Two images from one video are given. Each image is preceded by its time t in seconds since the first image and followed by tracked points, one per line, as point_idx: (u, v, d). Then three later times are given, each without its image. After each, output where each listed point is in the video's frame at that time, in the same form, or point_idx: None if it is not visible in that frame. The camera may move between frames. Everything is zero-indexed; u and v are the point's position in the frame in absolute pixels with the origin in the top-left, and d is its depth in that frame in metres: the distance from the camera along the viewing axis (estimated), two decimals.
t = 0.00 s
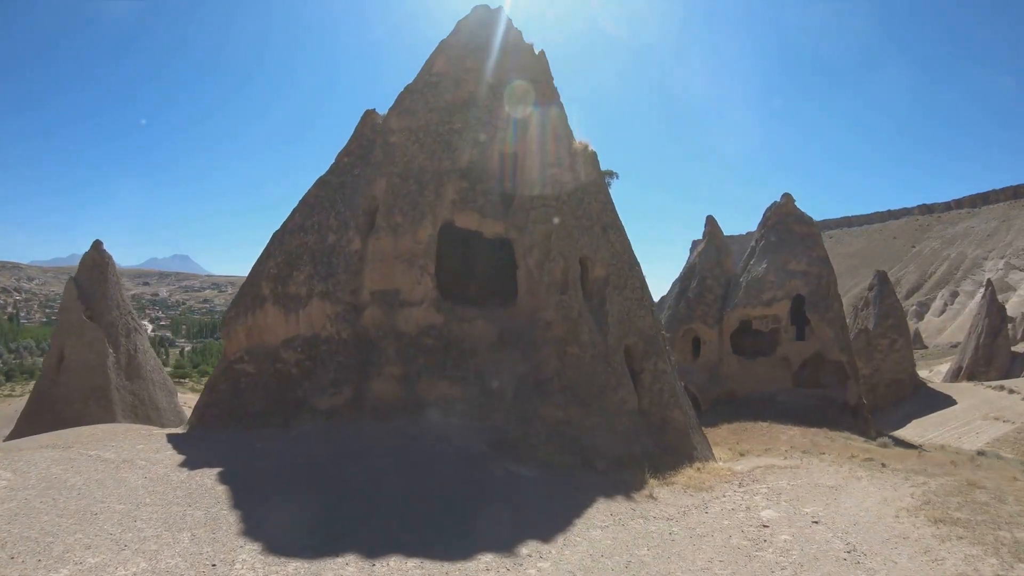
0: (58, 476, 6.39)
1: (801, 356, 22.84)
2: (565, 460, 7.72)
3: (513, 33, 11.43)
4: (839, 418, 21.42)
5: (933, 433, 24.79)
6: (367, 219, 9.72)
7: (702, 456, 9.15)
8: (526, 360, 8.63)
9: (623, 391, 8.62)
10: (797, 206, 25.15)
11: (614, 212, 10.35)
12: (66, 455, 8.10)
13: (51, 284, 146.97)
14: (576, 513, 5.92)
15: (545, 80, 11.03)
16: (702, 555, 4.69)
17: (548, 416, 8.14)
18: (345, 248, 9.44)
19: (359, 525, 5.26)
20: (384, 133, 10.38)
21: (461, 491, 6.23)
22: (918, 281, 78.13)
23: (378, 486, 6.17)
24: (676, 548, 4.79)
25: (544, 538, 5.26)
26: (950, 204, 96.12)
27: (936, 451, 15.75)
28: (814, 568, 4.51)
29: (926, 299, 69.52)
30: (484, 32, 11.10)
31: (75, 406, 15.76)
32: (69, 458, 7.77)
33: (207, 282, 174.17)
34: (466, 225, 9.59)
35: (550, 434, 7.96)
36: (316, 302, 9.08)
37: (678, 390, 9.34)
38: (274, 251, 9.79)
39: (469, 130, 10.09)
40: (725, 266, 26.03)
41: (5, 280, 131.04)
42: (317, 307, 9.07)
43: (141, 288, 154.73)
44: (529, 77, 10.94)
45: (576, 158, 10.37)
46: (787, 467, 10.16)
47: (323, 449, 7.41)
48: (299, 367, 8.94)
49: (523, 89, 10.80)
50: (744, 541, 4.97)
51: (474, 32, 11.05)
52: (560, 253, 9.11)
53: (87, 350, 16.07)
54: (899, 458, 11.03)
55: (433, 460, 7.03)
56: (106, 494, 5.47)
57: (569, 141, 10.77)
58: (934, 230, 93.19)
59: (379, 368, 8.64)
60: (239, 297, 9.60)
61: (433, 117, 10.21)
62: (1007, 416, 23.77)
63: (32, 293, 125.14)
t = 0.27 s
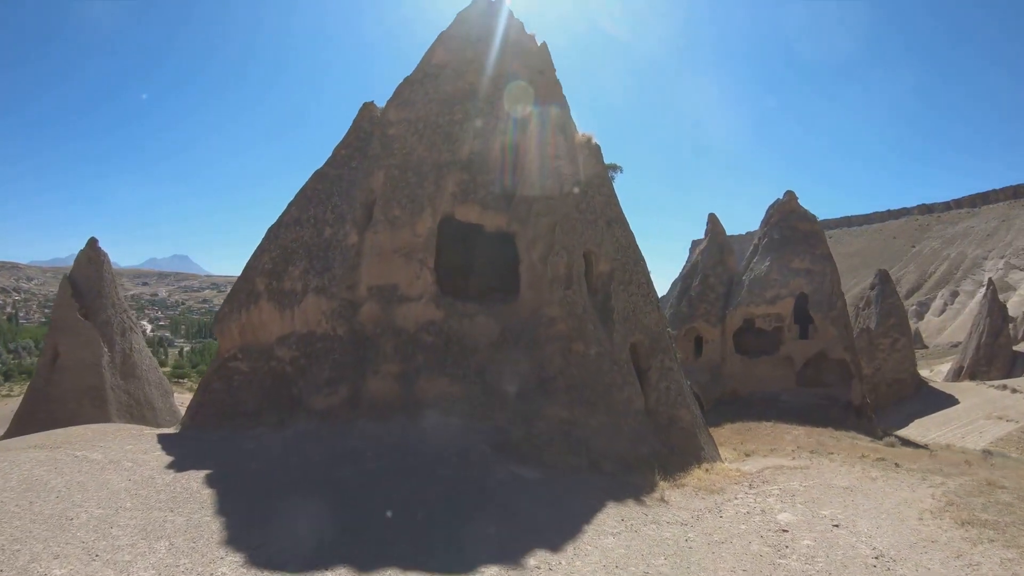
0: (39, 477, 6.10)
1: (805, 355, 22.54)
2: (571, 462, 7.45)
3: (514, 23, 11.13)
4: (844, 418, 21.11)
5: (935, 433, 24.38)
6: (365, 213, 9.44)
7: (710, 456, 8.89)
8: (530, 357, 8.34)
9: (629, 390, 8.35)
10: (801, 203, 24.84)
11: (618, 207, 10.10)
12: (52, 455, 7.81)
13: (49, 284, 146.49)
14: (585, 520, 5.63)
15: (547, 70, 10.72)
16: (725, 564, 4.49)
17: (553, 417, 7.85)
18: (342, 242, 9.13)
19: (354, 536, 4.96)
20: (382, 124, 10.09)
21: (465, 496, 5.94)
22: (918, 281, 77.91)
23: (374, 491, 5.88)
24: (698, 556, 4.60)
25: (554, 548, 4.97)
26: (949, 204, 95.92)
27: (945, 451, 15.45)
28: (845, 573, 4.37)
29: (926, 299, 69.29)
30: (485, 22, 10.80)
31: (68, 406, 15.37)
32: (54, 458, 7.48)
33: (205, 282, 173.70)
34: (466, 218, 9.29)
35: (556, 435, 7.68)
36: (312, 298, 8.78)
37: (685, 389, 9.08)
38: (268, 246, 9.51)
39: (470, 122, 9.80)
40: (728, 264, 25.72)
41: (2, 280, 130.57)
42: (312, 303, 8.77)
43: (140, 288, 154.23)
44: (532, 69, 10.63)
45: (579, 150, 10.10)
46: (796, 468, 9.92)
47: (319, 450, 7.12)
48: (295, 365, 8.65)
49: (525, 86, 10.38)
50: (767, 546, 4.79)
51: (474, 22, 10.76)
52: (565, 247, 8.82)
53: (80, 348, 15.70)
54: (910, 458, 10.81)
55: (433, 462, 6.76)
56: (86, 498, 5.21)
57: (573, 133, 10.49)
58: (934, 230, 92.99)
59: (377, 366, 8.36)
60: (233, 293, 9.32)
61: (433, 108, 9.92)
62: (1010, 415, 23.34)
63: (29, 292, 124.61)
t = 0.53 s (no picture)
0: (22, 480, 5.86)
1: (809, 354, 22.27)
2: (578, 464, 7.19)
3: (516, 13, 10.85)
4: (848, 417, 20.83)
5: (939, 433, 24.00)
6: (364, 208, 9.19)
7: (718, 457, 8.64)
8: (533, 355, 8.06)
9: (636, 390, 8.09)
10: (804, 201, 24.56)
11: (623, 201, 9.86)
12: (38, 457, 7.55)
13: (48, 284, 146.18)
14: (594, 526, 5.36)
15: (549, 61, 10.46)
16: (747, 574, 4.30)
17: (558, 417, 7.58)
18: (339, 236, 8.86)
19: (347, 548, 4.68)
20: (381, 117, 9.83)
21: (467, 501, 5.67)
22: (918, 280, 77.64)
23: (371, 497, 5.61)
24: (718, 566, 4.41)
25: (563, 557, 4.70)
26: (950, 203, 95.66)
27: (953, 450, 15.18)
28: None
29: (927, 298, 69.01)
30: (486, 12, 10.53)
31: (63, 406, 15.07)
32: (40, 461, 7.22)
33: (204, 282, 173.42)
34: (467, 211, 9.02)
35: (561, 437, 7.42)
36: (307, 294, 8.51)
37: (692, 388, 8.83)
38: (264, 242, 9.25)
39: (471, 113, 9.54)
40: (731, 263, 25.44)
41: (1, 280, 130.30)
42: (308, 299, 8.50)
43: (140, 288, 153.89)
44: (534, 60, 10.35)
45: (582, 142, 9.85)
46: (807, 469, 9.67)
47: (315, 452, 6.86)
48: (290, 364, 8.39)
49: (530, 82, 10.03)
50: (790, 554, 4.60)
51: (475, 12, 10.49)
52: (570, 242, 8.57)
53: (76, 348, 15.41)
54: (922, 458, 10.58)
55: (433, 465, 6.50)
56: (67, 504, 4.99)
57: (577, 125, 10.23)
58: (935, 229, 92.73)
59: (376, 365, 8.09)
60: (227, 290, 9.06)
61: (434, 100, 9.65)
62: (1015, 415, 22.91)
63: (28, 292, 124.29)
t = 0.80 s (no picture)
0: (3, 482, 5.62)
1: (813, 353, 22.01)
2: (584, 466, 6.95)
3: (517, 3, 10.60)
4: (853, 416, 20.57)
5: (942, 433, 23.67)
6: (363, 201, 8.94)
7: (727, 458, 8.40)
8: (537, 354, 7.82)
9: (643, 389, 7.85)
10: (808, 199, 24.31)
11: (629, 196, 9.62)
12: (25, 457, 7.29)
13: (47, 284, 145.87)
14: (604, 535, 5.12)
15: (552, 52, 10.21)
16: None
17: (564, 418, 7.34)
18: (337, 231, 8.61)
19: (341, 564, 4.42)
20: (380, 109, 9.57)
21: (471, 508, 5.43)
22: (919, 280, 77.37)
23: (370, 502, 5.37)
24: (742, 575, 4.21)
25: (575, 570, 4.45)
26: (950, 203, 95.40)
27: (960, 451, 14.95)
28: None
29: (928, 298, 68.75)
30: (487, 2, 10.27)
31: (59, 405, 14.78)
32: (26, 461, 6.96)
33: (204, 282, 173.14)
34: (469, 205, 8.77)
35: (567, 438, 7.18)
36: (305, 290, 8.27)
37: (699, 386, 8.59)
38: (260, 237, 9.00)
39: (473, 105, 9.29)
40: (734, 261, 25.17)
41: None
42: (305, 295, 8.25)
43: (139, 288, 153.69)
44: (537, 51, 10.11)
45: (586, 134, 9.61)
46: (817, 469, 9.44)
47: (311, 453, 6.61)
48: (286, 362, 8.13)
49: (534, 75, 9.81)
50: (815, 561, 4.40)
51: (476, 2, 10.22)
52: (574, 237, 8.34)
53: (72, 346, 15.13)
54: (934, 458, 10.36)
55: (434, 467, 6.26)
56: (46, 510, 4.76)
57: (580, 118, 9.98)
58: (935, 229, 92.47)
59: (375, 363, 7.85)
60: (223, 286, 8.82)
61: (434, 91, 9.39)
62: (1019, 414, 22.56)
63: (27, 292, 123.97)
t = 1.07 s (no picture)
0: None
1: (818, 352, 21.73)
2: (591, 468, 6.67)
3: None
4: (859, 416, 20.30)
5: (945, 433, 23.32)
6: (360, 194, 8.65)
7: (737, 459, 8.12)
8: (541, 351, 7.53)
9: (651, 388, 7.57)
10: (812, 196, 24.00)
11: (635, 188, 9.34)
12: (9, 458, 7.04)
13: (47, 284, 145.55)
14: (612, 545, 4.82)
15: (555, 42, 9.91)
16: None
17: (569, 418, 7.05)
18: (334, 224, 8.32)
19: None
20: (378, 100, 9.29)
21: (472, 514, 5.14)
22: (920, 279, 77.03)
23: (366, 508, 5.09)
24: None
25: None
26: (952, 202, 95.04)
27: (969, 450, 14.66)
28: None
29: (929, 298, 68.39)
30: None
31: (53, 405, 14.45)
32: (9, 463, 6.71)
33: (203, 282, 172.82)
34: (470, 197, 8.48)
35: (572, 439, 6.89)
36: (300, 286, 7.99)
37: (708, 385, 8.31)
38: (254, 231, 8.72)
39: (475, 95, 9.00)
40: (737, 259, 24.86)
41: None
42: (300, 291, 7.98)
43: (139, 288, 153.39)
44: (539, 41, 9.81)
45: (592, 126, 9.30)
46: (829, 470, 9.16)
47: (305, 456, 6.34)
48: (280, 360, 7.85)
49: (537, 65, 9.52)
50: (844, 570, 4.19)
51: None
52: (579, 230, 8.06)
53: (67, 345, 14.81)
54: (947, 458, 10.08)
55: (434, 470, 5.98)
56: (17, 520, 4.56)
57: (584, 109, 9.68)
58: (936, 228, 92.11)
59: (372, 361, 7.57)
60: (216, 282, 8.54)
61: (433, 80, 9.10)
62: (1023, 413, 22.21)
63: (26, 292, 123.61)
